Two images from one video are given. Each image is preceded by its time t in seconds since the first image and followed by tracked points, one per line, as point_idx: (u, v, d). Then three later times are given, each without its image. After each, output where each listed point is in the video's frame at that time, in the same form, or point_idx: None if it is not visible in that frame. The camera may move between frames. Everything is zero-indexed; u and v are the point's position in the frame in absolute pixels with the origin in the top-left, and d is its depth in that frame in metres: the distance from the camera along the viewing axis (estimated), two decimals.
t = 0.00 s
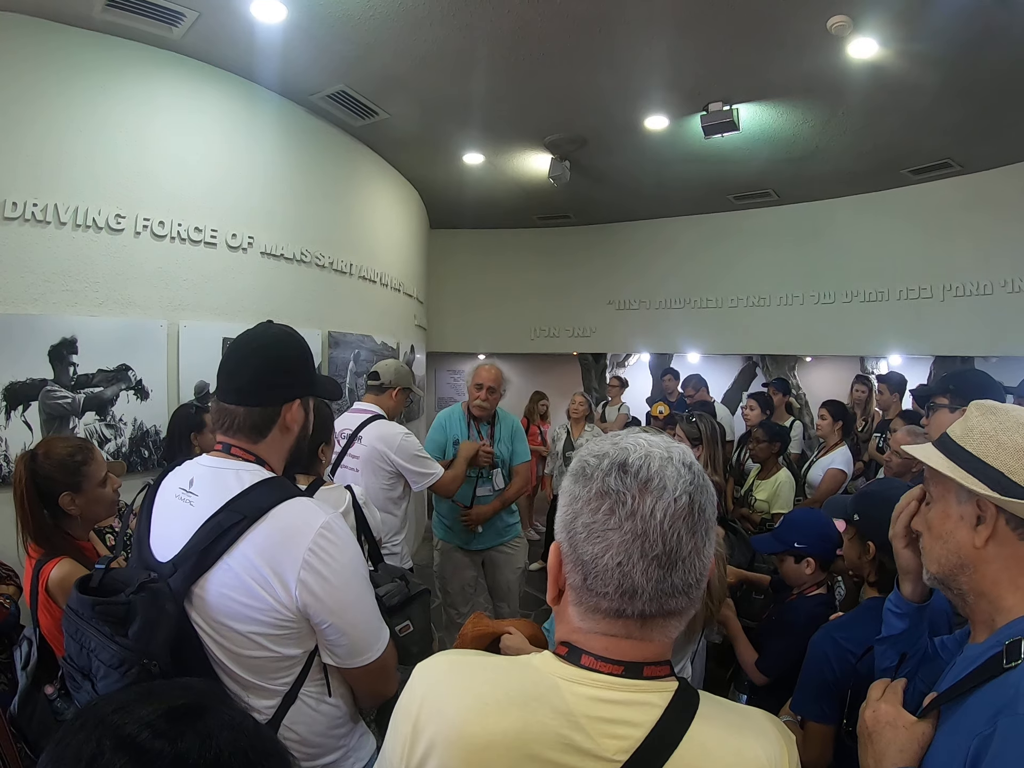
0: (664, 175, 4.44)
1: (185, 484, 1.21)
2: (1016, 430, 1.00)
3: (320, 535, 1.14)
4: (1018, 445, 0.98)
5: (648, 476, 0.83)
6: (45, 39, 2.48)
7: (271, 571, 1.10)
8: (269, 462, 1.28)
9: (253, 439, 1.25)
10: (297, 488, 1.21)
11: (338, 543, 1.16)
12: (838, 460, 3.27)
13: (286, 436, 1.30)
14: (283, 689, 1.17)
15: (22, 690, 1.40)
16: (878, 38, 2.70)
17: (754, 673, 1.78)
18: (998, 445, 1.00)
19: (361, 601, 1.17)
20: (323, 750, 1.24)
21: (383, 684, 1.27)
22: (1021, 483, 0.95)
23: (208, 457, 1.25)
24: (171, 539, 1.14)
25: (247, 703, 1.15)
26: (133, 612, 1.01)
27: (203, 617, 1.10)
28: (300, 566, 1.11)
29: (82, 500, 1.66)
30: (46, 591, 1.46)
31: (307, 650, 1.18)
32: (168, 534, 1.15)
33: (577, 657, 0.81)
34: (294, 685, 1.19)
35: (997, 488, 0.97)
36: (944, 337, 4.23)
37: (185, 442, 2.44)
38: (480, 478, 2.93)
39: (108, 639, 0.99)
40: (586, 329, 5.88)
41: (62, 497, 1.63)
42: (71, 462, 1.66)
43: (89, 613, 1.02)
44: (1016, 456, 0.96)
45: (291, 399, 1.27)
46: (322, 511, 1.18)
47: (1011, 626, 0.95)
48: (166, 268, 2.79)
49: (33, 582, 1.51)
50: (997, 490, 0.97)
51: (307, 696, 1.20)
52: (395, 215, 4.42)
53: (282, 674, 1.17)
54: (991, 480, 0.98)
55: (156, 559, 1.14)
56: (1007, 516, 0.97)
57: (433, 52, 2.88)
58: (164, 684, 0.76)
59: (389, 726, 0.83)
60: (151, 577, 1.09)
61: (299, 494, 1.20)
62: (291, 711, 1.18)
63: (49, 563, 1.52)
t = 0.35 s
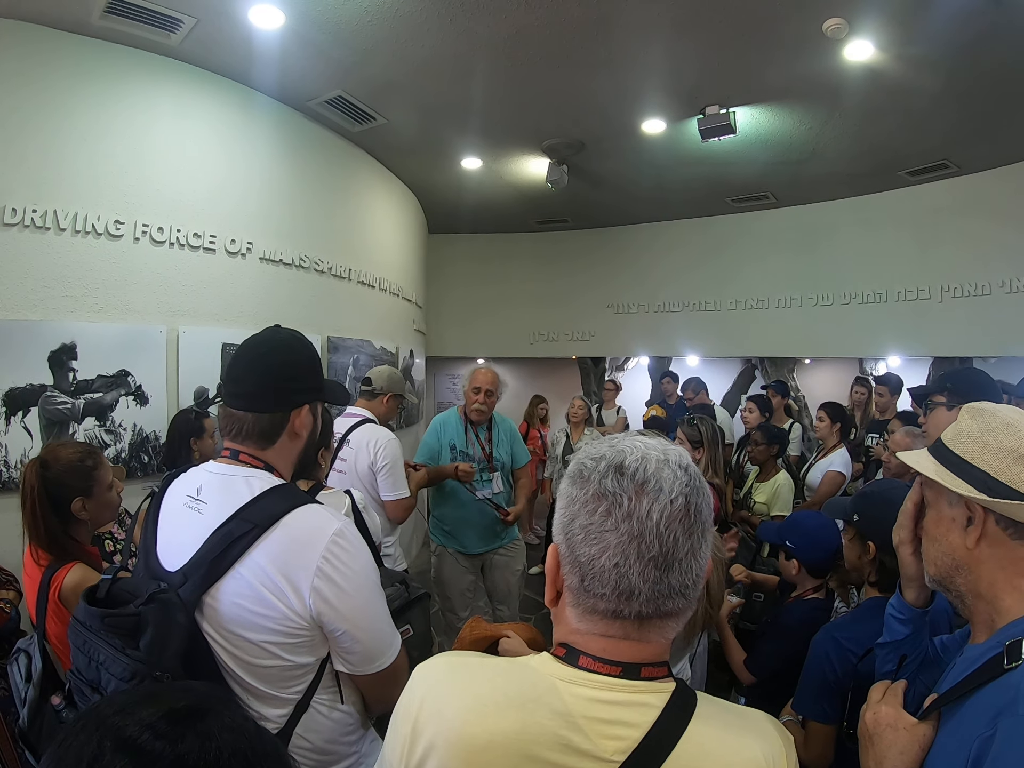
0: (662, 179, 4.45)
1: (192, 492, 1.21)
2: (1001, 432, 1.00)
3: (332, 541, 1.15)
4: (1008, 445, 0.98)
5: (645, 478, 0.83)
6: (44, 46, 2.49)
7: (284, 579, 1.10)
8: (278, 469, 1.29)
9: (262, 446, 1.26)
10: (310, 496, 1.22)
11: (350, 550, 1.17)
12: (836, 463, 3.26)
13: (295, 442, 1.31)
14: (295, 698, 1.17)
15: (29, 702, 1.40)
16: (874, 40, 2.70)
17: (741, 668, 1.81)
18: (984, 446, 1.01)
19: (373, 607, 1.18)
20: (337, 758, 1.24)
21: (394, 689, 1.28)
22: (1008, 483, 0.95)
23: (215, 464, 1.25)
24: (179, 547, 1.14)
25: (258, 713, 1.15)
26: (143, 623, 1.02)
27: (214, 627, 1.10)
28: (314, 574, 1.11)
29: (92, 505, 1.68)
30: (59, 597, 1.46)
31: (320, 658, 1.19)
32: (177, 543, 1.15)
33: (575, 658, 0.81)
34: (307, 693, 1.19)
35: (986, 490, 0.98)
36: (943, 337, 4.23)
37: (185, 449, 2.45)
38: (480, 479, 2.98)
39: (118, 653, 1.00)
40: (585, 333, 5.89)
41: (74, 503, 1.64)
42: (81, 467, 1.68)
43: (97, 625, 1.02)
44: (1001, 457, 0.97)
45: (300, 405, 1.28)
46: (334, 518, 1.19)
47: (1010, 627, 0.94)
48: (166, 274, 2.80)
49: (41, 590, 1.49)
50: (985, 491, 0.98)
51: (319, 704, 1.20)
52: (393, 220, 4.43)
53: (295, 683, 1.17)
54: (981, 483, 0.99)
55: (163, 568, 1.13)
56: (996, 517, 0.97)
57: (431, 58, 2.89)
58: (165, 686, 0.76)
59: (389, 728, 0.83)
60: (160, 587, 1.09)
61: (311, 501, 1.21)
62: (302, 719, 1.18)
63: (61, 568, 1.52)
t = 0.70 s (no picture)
0: (658, 183, 4.46)
1: (200, 502, 1.21)
2: (988, 433, 1.01)
3: (349, 550, 1.16)
4: (993, 447, 0.99)
5: (637, 481, 0.83)
6: (40, 54, 2.49)
7: (301, 589, 1.11)
8: (287, 477, 1.30)
9: (272, 453, 1.26)
10: (324, 503, 1.22)
11: (367, 559, 1.18)
12: (829, 465, 3.26)
13: (303, 449, 1.33)
14: (310, 709, 1.18)
15: (28, 712, 1.41)
16: (866, 44, 2.72)
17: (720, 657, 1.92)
18: (970, 449, 1.02)
19: (388, 616, 1.19)
20: None
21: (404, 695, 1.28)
22: (995, 483, 0.96)
23: (222, 472, 1.25)
24: (190, 560, 1.13)
25: (272, 726, 1.14)
26: (156, 641, 1.01)
27: (229, 640, 1.10)
28: (332, 583, 1.13)
29: (93, 510, 1.67)
30: (61, 602, 1.45)
31: (336, 669, 1.19)
32: (186, 556, 1.14)
33: (570, 661, 0.82)
34: (322, 705, 1.19)
35: (975, 492, 0.99)
36: (938, 338, 4.25)
37: (182, 456, 2.45)
38: (478, 483, 2.97)
39: (131, 671, 0.99)
40: (581, 337, 5.89)
41: (74, 507, 1.63)
42: (82, 470, 1.67)
43: (108, 644, 1.01)
44: (989, 458, 0.98)
45: (309, 413, 1.29)
46: (350, 526, 1.19)
47: (1010, 626, 0.94)
48: (162, 280, 2.80)
49: (41, 596, 1.47)
50: (972, 492, 0.99)
51: (335, 714, 1.21)
52: (389, 225, 4.44)
53: (310, 695, 1.17)
54: (969, 486, 1.00)
55: (174, 582, 1.13)
56: (986, 518, 0.98)
57: (424, 63, 2.89)
58: (162, 692, 0.78)
59: (385, 735, 0.83)
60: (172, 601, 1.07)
61: (325, 509, 1.22)
62: (318, 731, 1.18)
63: (62, 573, 1.51)
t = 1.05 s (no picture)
0: (655, 184, 4.46)
1: (208, 509, 1.20)
2: (993, 433, 1.00)
3: (364, 556, 1.17)
4: (996, 446, 0.98)
5: (630, 484, 0.83)
6: (36, 56, 2.48)
7: (319, 596, 1.12)
8: (296, 482, 1.29)
9: (281, 459, 1.26)
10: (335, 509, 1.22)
11: (380, 562, 1.20)
12: (823, 465, 3.26)
13: (313, 454, 1.32)
14: (323, 717, 1.18)
15: (23, 718, 1.43)
16: (861, 44, 2.72)
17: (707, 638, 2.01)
18: (976, 449, 1.01)
19: (401, 620, 1.21)
20: None
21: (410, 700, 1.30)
22: (998, 483, 0.96)
23: (229, 477, 1.25)
24: (199, 570, 1.12)
25: (285, 736, 1.14)
26: (170, 652, 0.99)
27: (243, 651, 1.08)
28: (349, 589, 1.14)
29: (86, 519, 1.65)
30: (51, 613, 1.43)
31: (349, 675, 1.20)
32: (194, 566, 1.12)
33: (565, 666, 0.81)
34: (335, 712, 1.20)
35: (977, 492, 0.99)
36: (935, 338, 4.25)
37: (178, 459, 2.44)
38: (473, 484, 2.97)
39: (144, 685, 0.97)
40: (578, 339, 5.89)
41: (66, 517, 1.61)
42: (73, 479, 1.66)
43: (118, 658, 0.99)
44: (993, 458, 0.98)
45: (319, 417, 1.29)
46: (363, 531, 1.21)
47: (1013, 627, 0.94)
48: (158, 283, 2.79)
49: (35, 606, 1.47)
50: (975, 491, 0.99)
51: (349, 721, 1.22)
52: (385, 228, 4.43)
53: (323, 703, 1.17)
54: (973, 486, 0.99)
55: (182, 592, 1.11)
56: (989, 519, 0.98)
57: (419, 65, 2.89)
58: (158, 696, 0.78)
59: (381, 741, 0.83)
60: (184, 612, 1.05)
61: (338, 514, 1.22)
62: (332, 738, 1.19)
63: (52, 583, 1.49)
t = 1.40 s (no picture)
0: (649, 189, 4.47)
1: (212, 517, 1.19)
2: (1005, 435, 1.01)
3: (371, 562, 1.19)
4: (1010, 448, 0.99)
5: (615, 490, 0.84)
6: (30, 64, 2.49)
7: (329, 602, 1.12)
8: (298, 489, 1.30)
9: (284, 466, 1.26)
10: (340, 516, 1.23)
11: (386, 567, 1.22)
12: (817, 468, 3.27)
13: (315, 461, 1.33)
14: (328, 724, 1.18)
15: (21, 723, 1.43)
16: (851, 48, 2.74)
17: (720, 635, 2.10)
18: (989, 450, 1.01)
19: (406, 624, 1.23)
20: None
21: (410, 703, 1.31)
22: (1011, 485, 0.96)
23: (231, 485, 1.25)
24: (203, 578, 1.11)
25: (290, 742, 1.14)
26: (181, 662, 0.98)
27: (252, 658, 1.08)
28: (358, 594, 1.15)
29: (79, 530, 1.66)
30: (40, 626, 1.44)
31: (354, 681, 1.21)
32: (198, 573, 1.12)
33: (554, 671, 0.82)
34: (340, 718, 1.20)
35: (986, 491, 0.98)
36: (928, 340, 4.27)
37: (174, 465, 2.43)
38: (470, 489, 2.98)
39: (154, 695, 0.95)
40: (572, 343, 5.91)
41: (57, 528, 1.62)
42: (66, 490, 1.65)
43: (127, 669, 0.98)
44: (1008, 461, 0.98)
45: (322, 425, 1.30)
46: (369, 538, 1.22)
47: (1000, 627, 0.95)
48: (152, 289, 2.79)
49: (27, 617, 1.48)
50: (984, 489, 0.99)
51: (353, 726, 1.22)
52: (379, 234, 4.44)
53: (329, 709, 1.18)
54: (983, 484, 0.99)
55: (185, 600, 1.10)
56: (997, 519, 0.98)
57: (412, 71, 2.91)
58: (152, 701, 0.78)
59: (373, 745, 0.83)
60: (193, 620, 1.05)
61: (343, 522, 1.23)
62: (336, 743, 1.19)
63: (43, 592, 1.49)
